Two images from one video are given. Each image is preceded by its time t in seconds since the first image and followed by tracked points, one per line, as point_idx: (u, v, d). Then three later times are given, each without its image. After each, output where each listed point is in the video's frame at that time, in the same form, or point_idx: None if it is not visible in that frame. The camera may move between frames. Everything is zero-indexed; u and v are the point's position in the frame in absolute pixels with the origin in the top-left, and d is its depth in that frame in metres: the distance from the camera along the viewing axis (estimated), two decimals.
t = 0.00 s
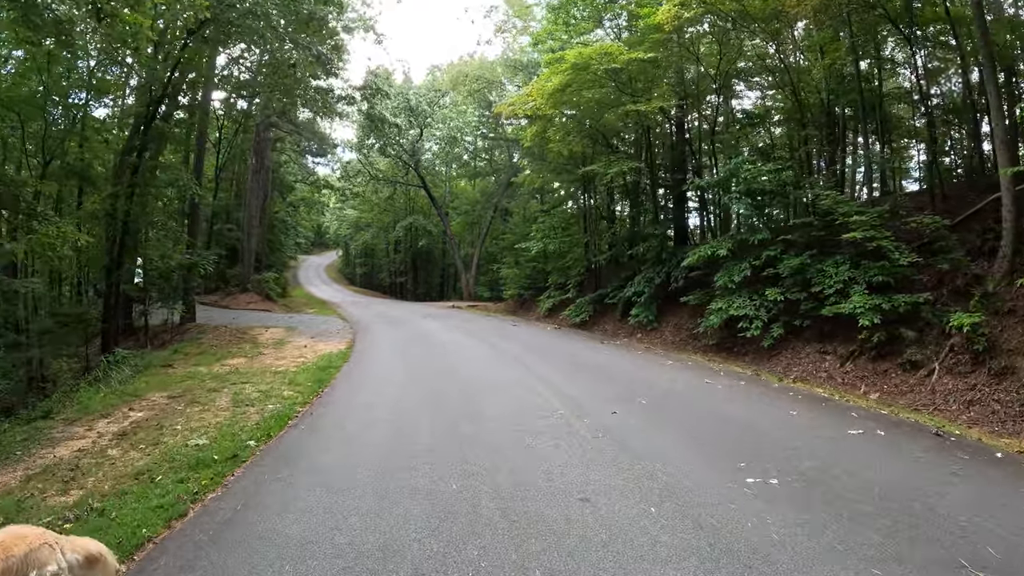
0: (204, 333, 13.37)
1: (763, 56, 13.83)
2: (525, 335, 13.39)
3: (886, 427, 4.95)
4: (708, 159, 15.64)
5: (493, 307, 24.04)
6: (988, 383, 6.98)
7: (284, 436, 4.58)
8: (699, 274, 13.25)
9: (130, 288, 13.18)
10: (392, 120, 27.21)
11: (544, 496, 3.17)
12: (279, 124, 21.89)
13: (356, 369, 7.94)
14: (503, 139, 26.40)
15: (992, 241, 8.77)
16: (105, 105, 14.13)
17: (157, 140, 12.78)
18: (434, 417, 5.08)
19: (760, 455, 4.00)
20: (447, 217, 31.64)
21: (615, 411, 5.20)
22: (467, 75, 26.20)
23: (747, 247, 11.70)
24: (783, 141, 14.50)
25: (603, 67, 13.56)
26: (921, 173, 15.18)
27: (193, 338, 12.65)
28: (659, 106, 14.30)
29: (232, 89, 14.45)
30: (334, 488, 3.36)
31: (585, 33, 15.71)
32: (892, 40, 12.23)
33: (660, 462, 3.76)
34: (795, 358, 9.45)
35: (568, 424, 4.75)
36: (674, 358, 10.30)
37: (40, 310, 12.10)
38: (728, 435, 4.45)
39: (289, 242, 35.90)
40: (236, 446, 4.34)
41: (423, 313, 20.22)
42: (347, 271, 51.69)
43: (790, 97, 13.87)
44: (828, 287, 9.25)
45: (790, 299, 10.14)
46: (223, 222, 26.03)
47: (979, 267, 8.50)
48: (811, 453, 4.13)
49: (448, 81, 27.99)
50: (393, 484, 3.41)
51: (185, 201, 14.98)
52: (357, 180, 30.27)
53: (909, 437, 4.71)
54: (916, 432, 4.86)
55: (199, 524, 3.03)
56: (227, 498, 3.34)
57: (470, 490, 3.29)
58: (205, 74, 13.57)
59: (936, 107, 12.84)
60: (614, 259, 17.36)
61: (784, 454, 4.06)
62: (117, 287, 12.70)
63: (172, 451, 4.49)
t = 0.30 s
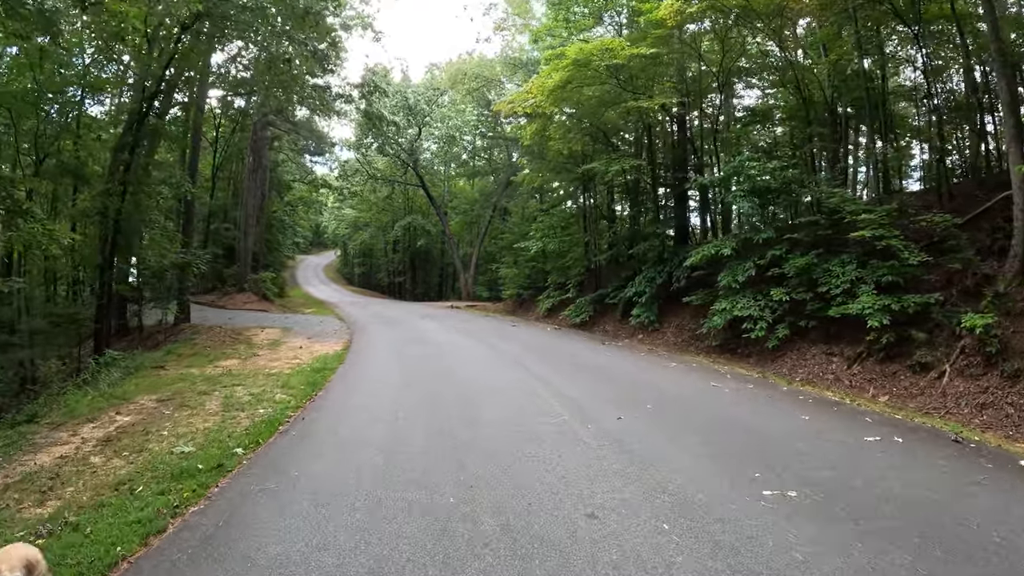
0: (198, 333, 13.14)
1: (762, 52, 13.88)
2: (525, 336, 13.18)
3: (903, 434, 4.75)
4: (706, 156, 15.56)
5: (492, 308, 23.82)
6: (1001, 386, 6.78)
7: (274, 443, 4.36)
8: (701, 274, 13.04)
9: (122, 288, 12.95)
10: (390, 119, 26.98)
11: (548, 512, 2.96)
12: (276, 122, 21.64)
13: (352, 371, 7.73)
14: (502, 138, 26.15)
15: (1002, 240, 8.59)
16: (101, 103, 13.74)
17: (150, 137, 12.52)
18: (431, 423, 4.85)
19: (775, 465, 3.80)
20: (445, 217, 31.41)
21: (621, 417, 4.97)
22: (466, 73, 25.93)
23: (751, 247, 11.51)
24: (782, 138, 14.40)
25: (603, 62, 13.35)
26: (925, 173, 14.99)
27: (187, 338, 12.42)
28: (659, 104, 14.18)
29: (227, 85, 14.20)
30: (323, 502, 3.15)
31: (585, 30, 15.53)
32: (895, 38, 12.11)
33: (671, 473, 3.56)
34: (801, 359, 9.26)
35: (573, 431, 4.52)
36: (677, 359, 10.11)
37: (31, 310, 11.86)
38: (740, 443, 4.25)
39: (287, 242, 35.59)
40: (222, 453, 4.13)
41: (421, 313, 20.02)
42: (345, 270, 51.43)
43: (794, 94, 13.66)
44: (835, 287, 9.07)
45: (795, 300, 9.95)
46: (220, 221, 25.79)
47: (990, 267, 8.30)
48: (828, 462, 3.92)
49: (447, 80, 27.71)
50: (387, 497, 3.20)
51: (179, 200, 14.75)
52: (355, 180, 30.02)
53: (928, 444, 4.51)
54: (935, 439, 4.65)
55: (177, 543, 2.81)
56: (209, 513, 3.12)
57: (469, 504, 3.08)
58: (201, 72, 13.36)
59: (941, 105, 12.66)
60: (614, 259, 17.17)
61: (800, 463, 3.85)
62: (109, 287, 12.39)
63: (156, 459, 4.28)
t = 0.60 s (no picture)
0: (192, 335, 12.91)
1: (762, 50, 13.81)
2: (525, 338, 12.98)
3: (923, 443, 4.53)
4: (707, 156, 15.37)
5: (491, 308, 23.62)
6: (1017, 390, 6.56)
7: (263, 454, 4.15)
8: (705, 275, 12.80)
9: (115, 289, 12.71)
10: (388, 118, 26.73)
11: (556, 534, 2.75)
12: (274, 121, 21.38)
13: (347, 375, 7.53)
14: (502, 137, 25.90)
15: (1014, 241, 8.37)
16: (94, 101, 13.05)
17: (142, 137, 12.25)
18: (430, 431, 4.64)
19: (793, 479, 3.58)
20: (444, 217, 31.17)
21: (628, 425, 4.77)
22: (465, 72, 25.68)
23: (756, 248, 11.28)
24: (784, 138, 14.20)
25: (603, 59, 13.09)
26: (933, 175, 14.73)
27: (180, 340, 12.19)
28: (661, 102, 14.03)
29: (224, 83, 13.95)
30: (313, 521, 2.94)
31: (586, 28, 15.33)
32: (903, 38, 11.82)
33: (685, 488, 3.35)
34: (807, 362, 9.07)
35: (578, 441, 4.31)
36: (681, 362, 9.91)
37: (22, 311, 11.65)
38: (755, 454, 4.04)
39: (285, 243, 35.39)
40: (208, 465, 3.91)
41: (420, 314, 19.78)
42: (343, 270, 51.21)
43: (799, 92, 13.44)
44: (844, 290, 8.88)
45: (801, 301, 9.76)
46: (217, 222, 25.56)
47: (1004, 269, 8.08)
48: (849, 476, 3.70)
49: (446, 79, 27.46)
50: (381, 516, 3.00)
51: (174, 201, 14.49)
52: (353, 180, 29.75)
53: (950, 455, 4.29)
54: (957, 450, 4.43)
55: (155, 565, 2.61)
56: (190, 531, 2.92)
57: (470, 524, 2.88)
58: (196, 70, 13.10)
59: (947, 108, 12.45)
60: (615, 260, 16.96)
61: (820, 478, 3.63)
62: (101, 287, 12.24)
63: (139, 470, 4.06)
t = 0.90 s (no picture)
0: (188, 335, 12.71)
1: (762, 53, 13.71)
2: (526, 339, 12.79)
3: (945, 450, 4.34)
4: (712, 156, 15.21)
5: (492, 309, 23.43)
6: None
7: (256, 463, 3.95)
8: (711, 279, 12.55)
9: (110, 289, 12.52)
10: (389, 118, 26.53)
11: (568, 553, 2.56)
12: (274, 120, 21.19)
13: (345, 378, 7.34)
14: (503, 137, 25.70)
15: None
16: (95, 104, 12.68)
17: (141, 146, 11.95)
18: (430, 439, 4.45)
19: (815, 488, 3.41)
20: (445, 217, 30.96)
21: (637, 431, 4.59)
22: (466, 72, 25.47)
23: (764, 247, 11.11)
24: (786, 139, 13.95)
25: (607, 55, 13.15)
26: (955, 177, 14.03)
27: (176, 341, 11.99)
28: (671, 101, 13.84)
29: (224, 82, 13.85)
30: (306, 539, 2.75)
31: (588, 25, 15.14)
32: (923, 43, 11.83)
33: (703, 500, 3.17)
34: (816, 364, 8.89)
35: (586, 448, 4.13)
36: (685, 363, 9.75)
37: (17, 311, 11.48)
38: (771, 462, 3.86)
39: (285, 242, 35.19)
40: (194, 476, 3.72)
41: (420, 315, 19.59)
42: (343, 271, 51.01)
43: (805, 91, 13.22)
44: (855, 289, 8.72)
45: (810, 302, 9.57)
46: (215, 221, 25.36)
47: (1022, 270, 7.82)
48: (874, 483, 3.53)
49: (447, 78, 27.26)
50: (380, 534, 2.81)
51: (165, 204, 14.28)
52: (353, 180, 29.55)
53: (974, 461, 4.10)
54: (982, 456, 4.23)
55: None
56: (174, 549, 2.72)
57: (475, 542, 2.68)
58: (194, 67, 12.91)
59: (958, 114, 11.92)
60: (617, 259, 16.77)
61: (843, 487, 3.46)
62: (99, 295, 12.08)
63: (125, 479, 3.87)
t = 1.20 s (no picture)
0: (182, 336, 12.47)
1: (761, 51, 12.48)
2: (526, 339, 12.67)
3: (959, 466, 4.24)
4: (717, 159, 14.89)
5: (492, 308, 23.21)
6: None
7: (248, 472, 3.84)
8: (717, 283, 12.96)
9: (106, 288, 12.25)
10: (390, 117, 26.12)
11: None
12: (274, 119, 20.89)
13: (340, 380, 7.21)
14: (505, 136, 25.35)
15: None
16: (96, 102, 9.74)
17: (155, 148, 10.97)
18: (428, 441, 4.35)
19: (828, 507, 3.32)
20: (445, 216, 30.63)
21: (642, 437, 4.50)
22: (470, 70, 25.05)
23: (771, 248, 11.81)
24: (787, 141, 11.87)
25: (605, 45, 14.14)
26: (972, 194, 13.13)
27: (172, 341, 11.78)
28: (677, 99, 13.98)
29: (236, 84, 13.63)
30: (298, 562, 2.66)
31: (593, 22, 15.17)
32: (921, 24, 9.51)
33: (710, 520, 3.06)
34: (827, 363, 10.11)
35: (590, 454, 4.03)
36: (688, 365, 9.62)
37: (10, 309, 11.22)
38: (780, 476, 3.78)
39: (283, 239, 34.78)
40: (182, 490, 3.59)
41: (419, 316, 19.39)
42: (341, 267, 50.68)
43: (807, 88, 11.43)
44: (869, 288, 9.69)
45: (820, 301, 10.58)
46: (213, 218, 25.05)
47: None
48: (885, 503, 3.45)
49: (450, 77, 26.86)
50: (378, 555, 2.72)
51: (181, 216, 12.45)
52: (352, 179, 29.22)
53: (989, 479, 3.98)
54: (994, 473, 4.14)
55: None
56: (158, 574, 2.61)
57: (476, 569, 2.59)
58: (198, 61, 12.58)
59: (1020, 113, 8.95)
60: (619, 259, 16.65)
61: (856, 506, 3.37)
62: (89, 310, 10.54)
63: (108, 492, 3.72)
